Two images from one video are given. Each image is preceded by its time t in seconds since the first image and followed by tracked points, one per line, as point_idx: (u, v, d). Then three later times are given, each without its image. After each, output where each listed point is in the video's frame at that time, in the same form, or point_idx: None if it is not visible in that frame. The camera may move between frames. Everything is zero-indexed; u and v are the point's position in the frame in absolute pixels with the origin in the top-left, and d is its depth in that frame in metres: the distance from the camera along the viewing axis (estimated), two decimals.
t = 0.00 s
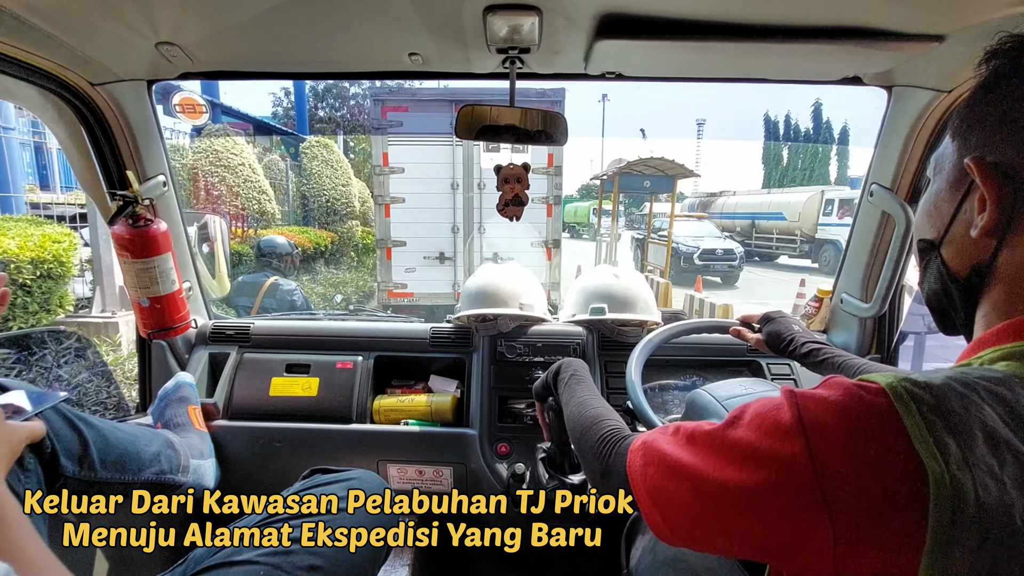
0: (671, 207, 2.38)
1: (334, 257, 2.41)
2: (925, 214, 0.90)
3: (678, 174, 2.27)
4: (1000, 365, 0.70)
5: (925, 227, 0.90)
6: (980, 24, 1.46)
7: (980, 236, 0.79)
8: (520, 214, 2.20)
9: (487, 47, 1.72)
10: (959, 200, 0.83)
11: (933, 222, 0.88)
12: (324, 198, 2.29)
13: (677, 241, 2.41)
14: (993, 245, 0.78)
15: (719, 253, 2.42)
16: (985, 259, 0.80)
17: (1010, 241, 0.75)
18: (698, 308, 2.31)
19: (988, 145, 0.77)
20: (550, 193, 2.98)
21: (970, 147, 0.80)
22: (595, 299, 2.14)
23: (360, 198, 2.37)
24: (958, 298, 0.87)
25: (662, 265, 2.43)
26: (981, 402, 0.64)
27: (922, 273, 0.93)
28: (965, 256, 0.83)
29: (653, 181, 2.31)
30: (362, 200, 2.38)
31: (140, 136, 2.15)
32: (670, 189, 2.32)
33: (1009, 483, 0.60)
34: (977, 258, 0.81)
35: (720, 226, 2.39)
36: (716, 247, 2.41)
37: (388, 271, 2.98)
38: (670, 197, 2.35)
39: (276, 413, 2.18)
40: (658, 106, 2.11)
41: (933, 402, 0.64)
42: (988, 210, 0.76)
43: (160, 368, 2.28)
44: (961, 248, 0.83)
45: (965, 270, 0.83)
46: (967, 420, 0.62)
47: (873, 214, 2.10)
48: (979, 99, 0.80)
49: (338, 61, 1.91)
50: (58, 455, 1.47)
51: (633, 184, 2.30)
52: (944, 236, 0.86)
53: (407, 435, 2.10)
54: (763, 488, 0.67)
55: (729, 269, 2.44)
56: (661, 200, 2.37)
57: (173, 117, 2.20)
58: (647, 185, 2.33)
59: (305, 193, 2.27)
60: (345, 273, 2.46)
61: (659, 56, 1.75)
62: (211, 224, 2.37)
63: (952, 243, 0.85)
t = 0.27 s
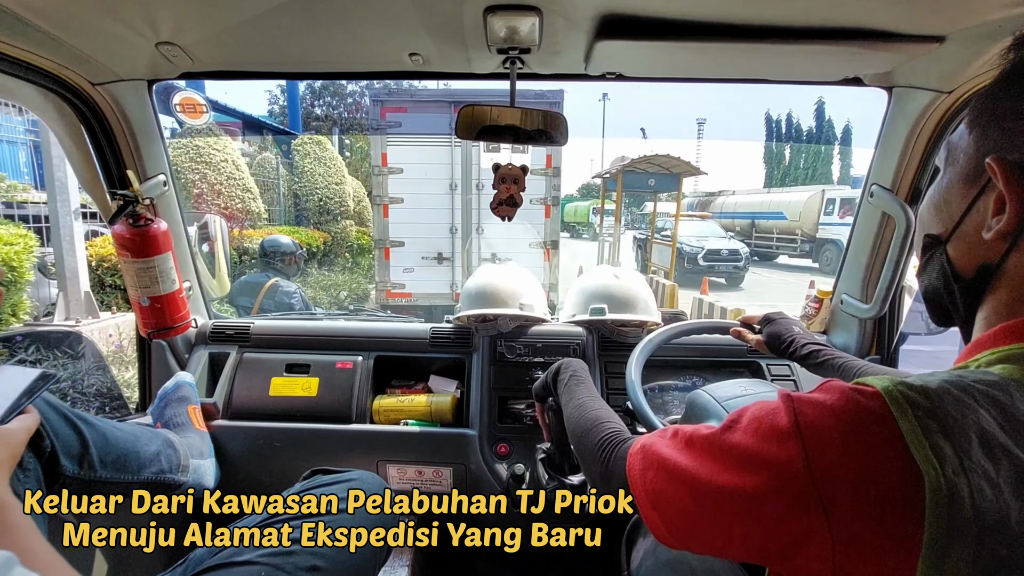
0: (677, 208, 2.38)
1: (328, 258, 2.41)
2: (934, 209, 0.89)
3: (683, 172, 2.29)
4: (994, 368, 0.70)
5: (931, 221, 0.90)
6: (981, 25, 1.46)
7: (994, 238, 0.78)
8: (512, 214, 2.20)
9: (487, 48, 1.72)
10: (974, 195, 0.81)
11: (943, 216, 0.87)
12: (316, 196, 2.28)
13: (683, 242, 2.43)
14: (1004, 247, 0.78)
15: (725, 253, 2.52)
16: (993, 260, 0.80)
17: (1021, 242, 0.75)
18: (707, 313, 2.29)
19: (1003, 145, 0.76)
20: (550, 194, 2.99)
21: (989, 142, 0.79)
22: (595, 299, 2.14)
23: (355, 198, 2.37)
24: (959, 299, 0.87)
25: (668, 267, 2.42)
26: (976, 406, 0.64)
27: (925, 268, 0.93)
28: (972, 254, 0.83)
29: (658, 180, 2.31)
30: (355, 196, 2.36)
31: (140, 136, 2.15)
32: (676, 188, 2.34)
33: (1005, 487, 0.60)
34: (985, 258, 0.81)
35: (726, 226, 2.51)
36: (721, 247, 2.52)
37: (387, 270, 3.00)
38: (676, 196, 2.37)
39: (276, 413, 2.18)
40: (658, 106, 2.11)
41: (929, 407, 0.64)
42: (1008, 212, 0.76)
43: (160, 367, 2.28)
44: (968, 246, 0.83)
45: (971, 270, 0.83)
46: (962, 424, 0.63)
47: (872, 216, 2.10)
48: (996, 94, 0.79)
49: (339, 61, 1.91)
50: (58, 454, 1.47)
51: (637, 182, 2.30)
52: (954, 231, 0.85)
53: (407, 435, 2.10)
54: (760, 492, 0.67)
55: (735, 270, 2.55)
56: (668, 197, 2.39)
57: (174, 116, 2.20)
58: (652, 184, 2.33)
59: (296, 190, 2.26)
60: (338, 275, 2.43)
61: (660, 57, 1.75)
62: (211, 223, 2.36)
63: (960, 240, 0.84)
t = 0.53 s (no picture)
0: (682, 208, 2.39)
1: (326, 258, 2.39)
2: (946, 207, 0.89)
3: (689, 171, 2.28)
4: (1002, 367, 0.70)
5: (943, 220, 0.90)
6: (980, 26, 1.46)
7: (1003, 237, 0.79)
8: (521, 215, 2.19)
9: (487, 48, 1.72)
10: (984, 196, 0.82)
11: (954, 215, 0.88)
12: (309, 196, 2.21)
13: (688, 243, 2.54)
14: (1015, 247, 0.78)
15: (731, 254, 2.58)
16: (1005, 259, 0.80)
17: None
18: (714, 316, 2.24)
19: (1020, 144, 0.76)
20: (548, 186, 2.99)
21: (1001, 143, 0.79)
22: (595, 299, 2.14)
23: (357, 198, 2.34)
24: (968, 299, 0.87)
25: (673, 268, 2.48)
26: (986, 404, 0.64)
27: (935, 269, 0.93)
28: (983, 254, 0.83)
29: (663, 180, 2.32)
30: (351, 196, 2.30)
31: (140, 136, 2.15)
32: (682, 187, 2.33)
33: (1014, 484, 0.60)
34: (996, 258, 0.81)
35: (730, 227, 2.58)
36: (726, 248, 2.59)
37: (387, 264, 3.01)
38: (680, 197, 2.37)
39: (276, 414, 2.18)
40: (658, 107, 2.11)
41: (938, 404, 0.64)
42: (1016, 213, 0.76)
43: (159, 367, 2.28)
44: (979, 246, 0.83)
45: (981, 268, 0.84)
46: (971, 422, 0.63)
47: (872, 217, 2.11)
48: (1011, 93, 0.79)
49: (338, 62, 1.91)
50: (57, 455, 1.47)
51: (644, 182, 2.32)
52: (963, 232, 0.86)
53: (406, 436, 2.10)
54: (766, 490, 0.67)
55: (740, 272, 2.55)
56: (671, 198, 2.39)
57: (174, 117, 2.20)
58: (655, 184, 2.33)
59: (289, 190, 2.21)
60: (331, 277, 2.41)
61: (659, 57, 1.76)
62: (211, 223, 2.35)
63: (970, 240, 0.85)
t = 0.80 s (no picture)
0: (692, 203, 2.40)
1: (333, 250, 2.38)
2: (944, 209, 0.88)
3: (696, 168, 2.30)
4: (1002, 367, 0.70)
5: (941, 222, 0.89)
6: (981, 26, 1.46)
7: (995, 237, 0.79)
8: (514, 215, 2.20)
9: (486, 49, 1.72)
10: (975, 201, 0.82)
11: (950, 217, 0.87)
12: (300, 196, 2.24)
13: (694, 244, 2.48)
14: (1007, 248, 0.78)
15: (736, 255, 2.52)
16: (1000, 259, 0.80)
17: None
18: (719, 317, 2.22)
19: (1009, 146, 0.76)
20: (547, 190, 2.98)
21: (990, 149, 0.80)
22: (595, 300, 2.13)
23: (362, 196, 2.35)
24: (967, 299, 0.86)
25: (680, 270, 2.42)
26: (985, 402, 0.64)
27: (936, 272, 0.92)
28: (979, 256, 0.83)
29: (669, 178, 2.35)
30: (346, 196, 2.27)
31: (140, 137, 2.15)
32: (689, 184, 2.37)
33: (1013, 482, 0.60)
34: (991, 258, 0.81)
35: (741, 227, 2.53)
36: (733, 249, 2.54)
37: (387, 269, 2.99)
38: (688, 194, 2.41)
39: (277, 415, 2.18)
40: (659, 107, 2.11)
41: (938, 403, 0.63)
42: (1005, 215, 0.77)
43: (159, 369, 2.28)
44: (974, 248, 0.83)
45: (977, 269, 0.83)
46: (971, 421, 0.63)
47: (872, 219, 2.11)
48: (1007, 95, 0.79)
49: (337, 63, 1.91)
50: (58, 456, 1.47)
51: (650, 180, 2.35)
52: (959, 234, 0.86)
53: (406, 437, 2.10)
54: (767, 490, 0.67)
55: (747, 273, 2.54)
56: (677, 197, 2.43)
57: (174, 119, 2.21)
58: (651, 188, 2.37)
59: (281, 189, 2.23)
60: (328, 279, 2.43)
61: (659, 58, 1.75)
62: (211, 225, 2.36)
63: (966, 242, 0.84)
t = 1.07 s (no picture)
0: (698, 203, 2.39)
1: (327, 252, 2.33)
2: (938, 212, 0.89)
3: (702, 168, 2.30)
4: (995, 370, 0.70)
5: (936, 225, 0.90)
6: (979, 29, 1.46)
7: (981, 239, 0.79)
8: (516, 217, 2.20)
9: (486, 50, 1.73)
10: (967, 204, 0.83)
11: (944, 220, 0.88)
12: (292, 194, 2.22)
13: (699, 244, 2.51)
14: (996, 249, 0.78)
15: (742, 256, 2.49)
16: (990, 261, 0.80)
17: (1012, 245, 0.76)
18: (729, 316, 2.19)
19: (996, 149, 0.77)
20: (546, 192, 2.97)
21: (980, 149, 0.80)
22: (593, 301, 2.13)
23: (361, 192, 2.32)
24: (960, 302, 0.87)
25: (685, 272, 2.49)
26: (978, 406, 0.64)
27: (929, 275, 0.93)
28: (969, 258, 0.83)
29: (675, 176, 2.36)
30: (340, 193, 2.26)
31: (138, 137, 2.15)
32: (696, 184, 2.35)
33: (1006, 487, 0.60)
34: (982, 260, 0.81)
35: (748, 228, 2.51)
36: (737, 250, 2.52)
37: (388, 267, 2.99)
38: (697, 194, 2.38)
39: (276, 416, 2.18)
40: (658, 108, 2.11)
41: (930, 407, 0.64)
42: (990, 216, 0.77)
43: (158, 369, 2.28)
44: (966, 250, 0.84)
45: (968, 271, 0.84)
46: (963, 424, 0.63)
47: (871, 219, 2.12)
48: (996, 98, 0.79)
49: (337, 64, 1.91)
50: (55, 457, 1.47)
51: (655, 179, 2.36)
52: (951, 236, 0.86)
53: (406, 438, 2.10)
54: (761, 493, 0.67)
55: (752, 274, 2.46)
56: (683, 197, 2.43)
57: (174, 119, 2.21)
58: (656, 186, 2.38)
59: (274, 188, 2.22)
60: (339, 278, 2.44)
61: (657, 59, 1.76)
62: (210, 225, 2.36)
63: (959, 244, 0.85)
